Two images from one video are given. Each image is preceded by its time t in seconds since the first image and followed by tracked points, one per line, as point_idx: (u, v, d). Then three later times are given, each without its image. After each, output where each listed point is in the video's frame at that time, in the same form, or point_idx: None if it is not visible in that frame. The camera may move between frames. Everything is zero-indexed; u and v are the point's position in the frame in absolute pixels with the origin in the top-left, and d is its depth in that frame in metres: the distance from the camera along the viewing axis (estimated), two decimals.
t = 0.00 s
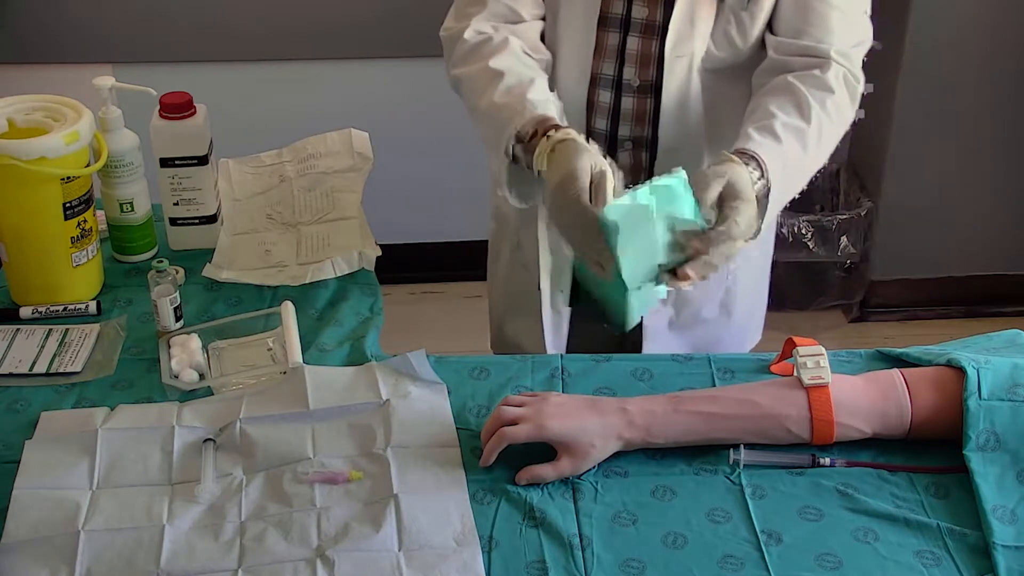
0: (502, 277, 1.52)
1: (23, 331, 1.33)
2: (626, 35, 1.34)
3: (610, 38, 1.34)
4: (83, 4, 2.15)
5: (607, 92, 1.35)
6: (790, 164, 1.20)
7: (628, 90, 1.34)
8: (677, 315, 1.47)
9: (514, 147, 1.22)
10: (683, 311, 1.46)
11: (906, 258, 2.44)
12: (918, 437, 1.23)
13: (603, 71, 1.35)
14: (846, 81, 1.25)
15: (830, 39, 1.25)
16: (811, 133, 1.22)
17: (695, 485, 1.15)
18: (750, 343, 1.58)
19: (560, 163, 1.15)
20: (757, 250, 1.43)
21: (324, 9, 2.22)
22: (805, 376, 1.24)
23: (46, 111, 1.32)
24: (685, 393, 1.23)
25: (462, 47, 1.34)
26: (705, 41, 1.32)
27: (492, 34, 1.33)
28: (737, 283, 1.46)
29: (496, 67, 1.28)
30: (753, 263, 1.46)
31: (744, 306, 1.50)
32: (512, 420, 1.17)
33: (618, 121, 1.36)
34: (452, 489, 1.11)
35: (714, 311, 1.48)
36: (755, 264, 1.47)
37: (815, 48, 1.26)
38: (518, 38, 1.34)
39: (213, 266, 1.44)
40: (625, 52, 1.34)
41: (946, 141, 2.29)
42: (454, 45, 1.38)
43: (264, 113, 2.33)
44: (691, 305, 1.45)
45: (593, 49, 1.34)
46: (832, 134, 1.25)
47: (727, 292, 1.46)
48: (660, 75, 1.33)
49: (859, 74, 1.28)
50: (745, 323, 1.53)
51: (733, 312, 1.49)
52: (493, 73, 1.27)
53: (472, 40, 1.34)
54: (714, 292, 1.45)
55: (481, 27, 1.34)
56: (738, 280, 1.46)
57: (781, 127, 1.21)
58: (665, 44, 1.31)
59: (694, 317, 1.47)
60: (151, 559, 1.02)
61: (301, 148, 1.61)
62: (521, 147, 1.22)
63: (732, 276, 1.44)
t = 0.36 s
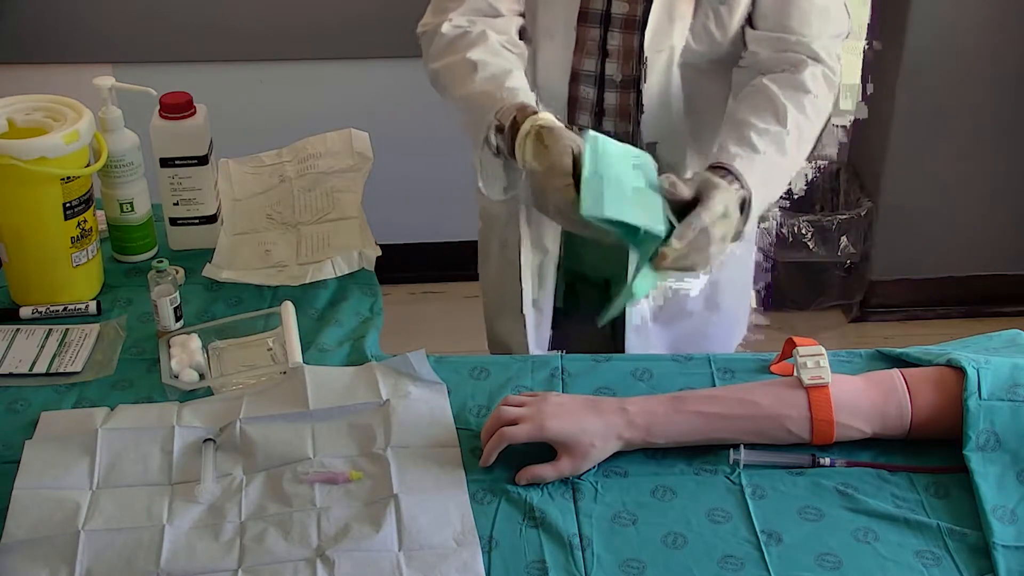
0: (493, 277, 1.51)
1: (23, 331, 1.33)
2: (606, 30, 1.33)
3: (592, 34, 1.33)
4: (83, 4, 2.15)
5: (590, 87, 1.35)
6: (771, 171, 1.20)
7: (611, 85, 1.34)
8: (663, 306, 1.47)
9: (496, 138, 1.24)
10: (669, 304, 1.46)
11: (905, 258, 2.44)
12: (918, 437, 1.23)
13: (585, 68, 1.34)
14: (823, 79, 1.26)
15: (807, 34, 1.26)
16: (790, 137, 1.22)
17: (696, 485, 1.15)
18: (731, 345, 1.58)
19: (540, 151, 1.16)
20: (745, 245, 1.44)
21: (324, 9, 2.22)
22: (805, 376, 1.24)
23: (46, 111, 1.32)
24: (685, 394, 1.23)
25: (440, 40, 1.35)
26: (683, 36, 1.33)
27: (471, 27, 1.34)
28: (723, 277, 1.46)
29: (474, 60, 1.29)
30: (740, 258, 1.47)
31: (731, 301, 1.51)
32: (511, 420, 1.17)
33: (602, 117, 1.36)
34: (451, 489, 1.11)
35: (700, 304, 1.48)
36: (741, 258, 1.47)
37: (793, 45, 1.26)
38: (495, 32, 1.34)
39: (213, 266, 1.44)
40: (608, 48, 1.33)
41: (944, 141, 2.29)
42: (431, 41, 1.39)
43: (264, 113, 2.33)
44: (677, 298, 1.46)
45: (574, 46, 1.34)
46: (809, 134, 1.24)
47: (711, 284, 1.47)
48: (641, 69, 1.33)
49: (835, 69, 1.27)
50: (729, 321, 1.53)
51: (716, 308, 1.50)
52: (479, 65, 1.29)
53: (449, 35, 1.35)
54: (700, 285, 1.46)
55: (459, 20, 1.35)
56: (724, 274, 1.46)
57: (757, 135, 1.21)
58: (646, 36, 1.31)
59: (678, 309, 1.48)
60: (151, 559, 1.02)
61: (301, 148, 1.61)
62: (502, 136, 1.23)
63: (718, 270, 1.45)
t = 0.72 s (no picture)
0: (488, 277, 1.52)
1: (23, 331, 1.33)
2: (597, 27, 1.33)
3: (582, 31, 1.33)
4: (83, 4, 2.15)
5: (580, 85, 1.34)
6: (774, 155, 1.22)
7: (603, 83, 1.34)
8: (657, 301, 1.47)
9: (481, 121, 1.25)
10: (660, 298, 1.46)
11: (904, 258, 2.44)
12: (918, 437, 1.23)
13: (576, 65, 1.34)
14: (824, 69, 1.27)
15: (804, 30, 1.26)
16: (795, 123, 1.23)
17: (695, 485, 1.15)
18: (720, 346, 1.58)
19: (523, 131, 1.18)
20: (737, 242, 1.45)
21: (324, 9, 2.22)
22: (805, 376, 1.24)
23: (46, 111, 1.32)
24: (685, 394, 1.23)
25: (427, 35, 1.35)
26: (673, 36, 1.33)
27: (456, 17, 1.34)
28: (714, 272, 1.47)
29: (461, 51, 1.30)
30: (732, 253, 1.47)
31: (724, 297, 1.51)
32: (511, 419, 1.17)
33: (594, 115, 1.35)
34: (451, 488, 1.11)
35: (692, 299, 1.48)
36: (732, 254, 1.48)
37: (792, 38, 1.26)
38: (482, 26, 1.34)
39: (213, 266, 1.44)
40: (597, 45, 1.33)
41: (944, 140, 2.29)
42: (416, 32, 1.38)
43: (265, 113, 2.33)
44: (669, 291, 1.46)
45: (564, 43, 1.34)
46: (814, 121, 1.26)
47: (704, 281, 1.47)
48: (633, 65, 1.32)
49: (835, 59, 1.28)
50: (721, 317, 1.53)
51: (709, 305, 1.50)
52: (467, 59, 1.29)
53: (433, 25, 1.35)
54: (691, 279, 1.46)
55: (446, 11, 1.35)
56: (715, 269, 1.47)
57: (753, 117, 1.22)
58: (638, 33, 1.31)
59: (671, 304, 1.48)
60: (151, 559, 1.02)
61: (301, 148, 1.61)
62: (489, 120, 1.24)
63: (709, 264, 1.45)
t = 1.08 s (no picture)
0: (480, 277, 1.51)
1: (23, 331, 1.33)
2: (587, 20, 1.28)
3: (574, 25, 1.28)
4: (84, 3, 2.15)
5: (575, 79, 1.31)
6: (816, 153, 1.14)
7: (597, 76, 1.30)
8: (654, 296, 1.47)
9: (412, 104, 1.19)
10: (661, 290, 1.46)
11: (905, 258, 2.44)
12: (918, 437, 1.23)
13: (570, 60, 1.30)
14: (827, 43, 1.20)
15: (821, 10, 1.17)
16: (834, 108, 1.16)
17: (696, 485, 1.15)
18: (715, 342, 1.60)
19: (451, 130, 1.14)
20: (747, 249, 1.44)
21: (325, 8, 2.22)
22: (805, 376, 1.24)
23: (46, 111, 1.32)
24: (685, 394, 1.23)
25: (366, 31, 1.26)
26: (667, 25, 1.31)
27: None
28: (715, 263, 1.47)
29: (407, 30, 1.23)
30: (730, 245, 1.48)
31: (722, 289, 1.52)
32: (511, 419, 1.17)
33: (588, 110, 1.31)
34: (451, 489, 1.11)
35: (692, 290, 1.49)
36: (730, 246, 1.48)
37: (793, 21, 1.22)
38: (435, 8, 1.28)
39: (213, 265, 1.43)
40: (589, 38, 1.29)
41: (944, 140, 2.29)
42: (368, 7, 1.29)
43: (265, 113, 2.33)
44: (670, 283, 1.46)
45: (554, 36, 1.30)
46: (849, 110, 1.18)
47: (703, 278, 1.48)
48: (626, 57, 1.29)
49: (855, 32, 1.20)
50: (719, 311, 1.54)
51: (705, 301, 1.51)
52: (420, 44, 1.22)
53: None
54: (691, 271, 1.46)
55: None
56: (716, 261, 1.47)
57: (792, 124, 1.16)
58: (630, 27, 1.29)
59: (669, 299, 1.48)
60: (151, 559, 1.02)
61: (301, 148, 1.61)
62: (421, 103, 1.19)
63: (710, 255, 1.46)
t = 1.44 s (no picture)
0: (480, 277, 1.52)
1: (23, 331, 1.33)
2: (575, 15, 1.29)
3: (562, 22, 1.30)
4: (84, 3, 2.15)
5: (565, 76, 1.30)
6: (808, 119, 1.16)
7: (586, 71, 1.30)
8: (655, 291, 1.47)
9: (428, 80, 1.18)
10: (658, 284, 1.46)
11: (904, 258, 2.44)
12: (917, 437, 1.23)
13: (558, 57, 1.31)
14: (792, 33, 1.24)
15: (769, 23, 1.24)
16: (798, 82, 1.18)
17: (695, 485, 1.15)
18: (715, 336, 1.61)
19: (485, 88, 1.05)
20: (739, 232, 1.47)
21: (325, 8, 2.22)
22: (805, 376, 1.23)
23: (46, 111, 1.33)
24: (685, 394, 1.23)
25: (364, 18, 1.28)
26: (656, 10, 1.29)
27: None
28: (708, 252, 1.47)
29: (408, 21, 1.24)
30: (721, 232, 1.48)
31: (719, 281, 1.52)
32: (511, 419, 1.17)
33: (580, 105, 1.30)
34: (452, 488, 1.11)
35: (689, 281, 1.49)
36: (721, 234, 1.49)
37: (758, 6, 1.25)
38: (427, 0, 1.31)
39: (213, 265, 1.43)
40: (578, 34, 1.30)
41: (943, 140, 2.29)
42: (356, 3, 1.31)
43: (265, 113, 2.33)
44: (666, 277, 1.45)
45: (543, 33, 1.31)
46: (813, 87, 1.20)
47: (700, 266, 1.49)
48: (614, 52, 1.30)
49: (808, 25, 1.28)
50: (715, 302, 1.54)
51: (705, 292, 1.52)
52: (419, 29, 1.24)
53: None
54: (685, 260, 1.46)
55: None
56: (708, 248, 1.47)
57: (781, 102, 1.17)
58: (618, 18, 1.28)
59: (672, 294, 1.49)
60: (151, 559, 1.02)
61: (301, 148, 1.61)
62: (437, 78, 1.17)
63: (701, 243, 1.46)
